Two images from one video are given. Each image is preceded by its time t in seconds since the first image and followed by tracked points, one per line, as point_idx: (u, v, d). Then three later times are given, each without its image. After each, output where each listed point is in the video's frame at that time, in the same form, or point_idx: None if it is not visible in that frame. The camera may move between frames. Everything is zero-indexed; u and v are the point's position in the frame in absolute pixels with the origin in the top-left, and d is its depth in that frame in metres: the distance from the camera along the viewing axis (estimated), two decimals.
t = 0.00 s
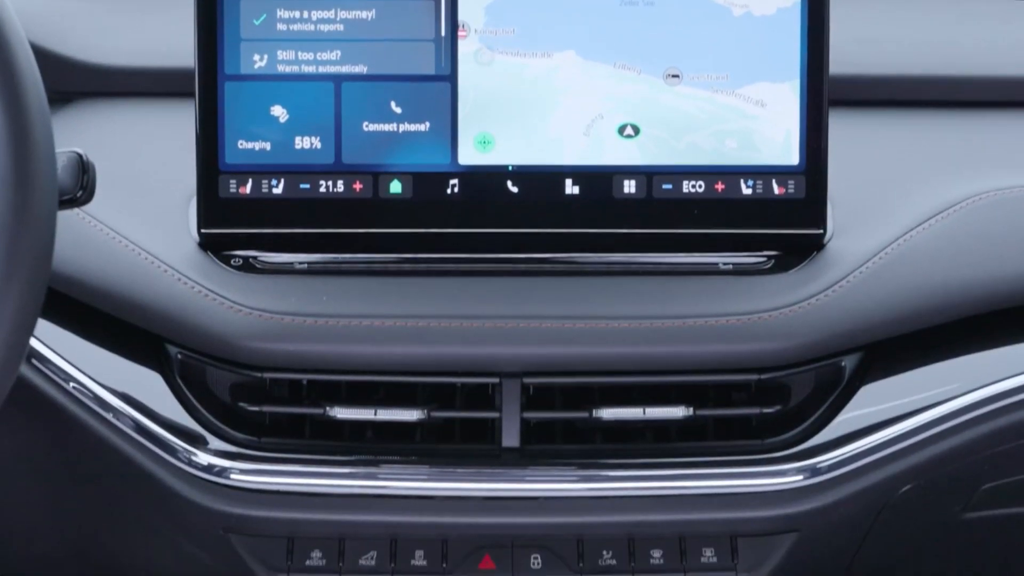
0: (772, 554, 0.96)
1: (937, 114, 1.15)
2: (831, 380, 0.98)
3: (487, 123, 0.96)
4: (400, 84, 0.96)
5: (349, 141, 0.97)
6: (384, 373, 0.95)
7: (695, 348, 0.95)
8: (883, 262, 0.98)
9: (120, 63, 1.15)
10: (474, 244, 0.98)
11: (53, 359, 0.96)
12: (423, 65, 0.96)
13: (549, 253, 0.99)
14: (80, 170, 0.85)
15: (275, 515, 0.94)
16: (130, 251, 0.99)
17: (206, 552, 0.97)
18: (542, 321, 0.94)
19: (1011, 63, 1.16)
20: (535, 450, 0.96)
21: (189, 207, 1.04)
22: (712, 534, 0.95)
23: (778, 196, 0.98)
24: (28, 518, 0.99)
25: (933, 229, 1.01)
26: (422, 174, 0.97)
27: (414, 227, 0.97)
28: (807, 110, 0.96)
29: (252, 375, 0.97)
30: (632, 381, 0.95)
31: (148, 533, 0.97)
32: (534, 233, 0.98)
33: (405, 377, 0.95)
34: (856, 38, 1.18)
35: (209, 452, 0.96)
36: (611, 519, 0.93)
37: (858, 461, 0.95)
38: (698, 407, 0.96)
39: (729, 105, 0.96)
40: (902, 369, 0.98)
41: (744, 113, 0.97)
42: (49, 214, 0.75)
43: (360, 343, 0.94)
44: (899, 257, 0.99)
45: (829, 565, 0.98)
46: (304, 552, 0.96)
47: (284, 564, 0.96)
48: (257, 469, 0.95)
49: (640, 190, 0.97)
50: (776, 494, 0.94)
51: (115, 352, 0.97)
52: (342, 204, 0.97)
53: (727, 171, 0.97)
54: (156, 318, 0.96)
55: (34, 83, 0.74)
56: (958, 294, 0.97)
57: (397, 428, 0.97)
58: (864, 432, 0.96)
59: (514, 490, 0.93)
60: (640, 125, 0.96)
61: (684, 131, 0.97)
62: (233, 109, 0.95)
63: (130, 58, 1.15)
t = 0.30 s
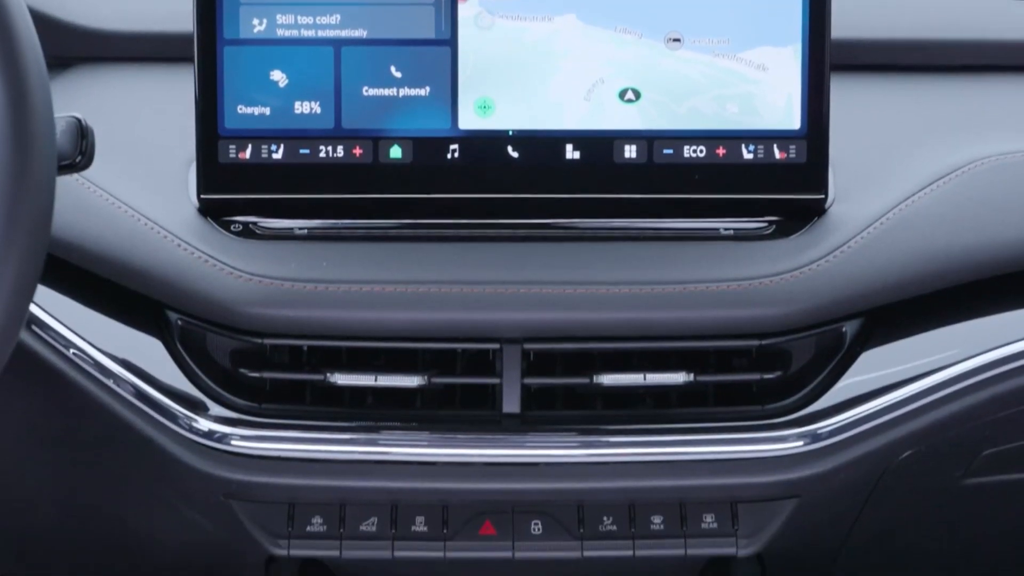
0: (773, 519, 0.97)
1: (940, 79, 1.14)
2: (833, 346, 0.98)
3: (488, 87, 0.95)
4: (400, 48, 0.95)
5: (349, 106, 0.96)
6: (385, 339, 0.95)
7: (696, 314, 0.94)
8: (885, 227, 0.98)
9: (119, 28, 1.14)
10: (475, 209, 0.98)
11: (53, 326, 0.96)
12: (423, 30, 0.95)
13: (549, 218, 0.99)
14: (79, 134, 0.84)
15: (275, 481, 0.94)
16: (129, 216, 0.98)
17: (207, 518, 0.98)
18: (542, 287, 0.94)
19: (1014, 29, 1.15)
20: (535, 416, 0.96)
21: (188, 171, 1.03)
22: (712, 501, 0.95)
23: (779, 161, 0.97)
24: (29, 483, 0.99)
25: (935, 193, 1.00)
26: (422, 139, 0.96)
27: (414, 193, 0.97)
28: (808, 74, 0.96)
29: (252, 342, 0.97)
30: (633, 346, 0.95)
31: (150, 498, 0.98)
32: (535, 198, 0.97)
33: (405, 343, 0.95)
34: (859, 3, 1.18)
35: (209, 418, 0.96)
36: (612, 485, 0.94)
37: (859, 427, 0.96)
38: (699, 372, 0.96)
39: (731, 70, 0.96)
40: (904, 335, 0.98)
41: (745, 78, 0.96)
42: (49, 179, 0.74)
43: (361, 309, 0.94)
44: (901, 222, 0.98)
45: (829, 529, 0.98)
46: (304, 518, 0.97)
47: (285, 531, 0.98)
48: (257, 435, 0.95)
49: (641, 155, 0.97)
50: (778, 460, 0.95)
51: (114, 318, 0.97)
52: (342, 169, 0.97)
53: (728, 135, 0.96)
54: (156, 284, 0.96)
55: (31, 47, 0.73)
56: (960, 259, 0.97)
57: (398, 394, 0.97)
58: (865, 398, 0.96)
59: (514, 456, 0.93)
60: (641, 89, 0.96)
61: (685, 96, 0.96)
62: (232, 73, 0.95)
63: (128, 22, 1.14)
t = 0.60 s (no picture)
0: (775, 490, 0.98)
1: (941, 49, 1.13)
2: (834, 316, 0.98)
3: (488, 57, 0.95)
4: (399, 17, 0.95)
5: (349, 75, 0.95)
6: (385, 308, 0.95)
7: (697, 284, 0.94)
8: (885, 198, 0.97)
9: None
10: (477, 179, 0.97)
11: (53, 297, 0.95)
12: None
13: (549, 188, 0.98)
14: (78, 104, 0.84)
15: (276, 452, 0.95)
16: (128, 186, 0.97)
17: (207, 488, 0.99)
18: (543, 257, 0.94)
19: None
20: (536, 387, 0.96)
21: (188, 142, 1.03)
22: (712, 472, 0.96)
23: (780, 131, 0.96)
24: (31, 454, 0.99)
25: (936, 163, 1.00)
26: (422, 109, 0.95)
27: (415, 163, 0.97)
28: (810, 42, 0.95)
29: (252, 313, 0.96)
30: (634, 317, 0.95)
31: (154, 468, 0.98)
32: (536, 169, 0.97)
33: (405, 313, 0.95)
34: None
35: (210, 389, 0.96)
36: (613, 456, 0.94)
37: (860, 397, 0.96)
38: (699, 343, 0.96)
39: (732, 39, 0.95)
40: (907, 304, 0.97)
41: (747, 47, 0.95)
42: (49, 152, 0.74)
43: (361, 280, 0.94)
44: (903, 190, 0.98)
45: (828, 498, 1.00)
46: (305, 490, 0.98)
47: (286, 502, 0.99)
48: (257, 406, 0.95)
49: (642, 125, 0.96)
50: (779, 431, 0.95)
51: (113, 289, 0.97)
52: (342, 139, 0.96)
53: (729, 105, 0.96)
54: (156, 255, 0.95)
55: (30, 15, 0.72)
56: (966, 228, 0.96)
57: (399, 365, 0.97)
58: (865, 367, 0.96)
59: (515, 427, 0.93)
60: (642, 59, 0.95)
61: (687, 65, 0.95)
62: (231, 43, 0.94)
63: None
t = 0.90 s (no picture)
0: (775, 457, 0.99)
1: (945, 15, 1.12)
2: (835, 283, 0.98)
3: (489, 23, 0.94)
4: None
5: (349, 41, 0.94)
6: (385, 275, 0.95)
7: (698, 250, 0.94)
8: (886, 164, 0.97)
9: None
10: (477, 145, 0.97)
11: (53, 265, 0.95)
12: None
13: (550, 154, 0.97)
14: (77, 71, 0.83)
15: (278, 419, 0.95)
16: (127, 153, 0.96)
17: (206, 454, 0.99)
18: (544, 224, 0.93)
19: None
20: (536, 353, 0.96)
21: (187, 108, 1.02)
22: (712, 438, 0.97)
23: (781, 97, 0.96)
24: (35, 420, 1.00)
25: (937, 129, 0.99)
26: (423, 75, 0.95)
27: (415, 130, 0.96)
28: (812, 7, 0.94)
29: (252, 279, 0.96)
30: (634, 284, 0.95)
31: (158, 433, 0.99)
32: (537, 135, 0.96)
33: (405, 279, 0.95)
34: None
35: (210, 356, 0.96)
36: (613, 423, 0.95)
37: (862, 363, 0.96)
38: (699, 310, 0.96)
39: (734, 4, 0.95)
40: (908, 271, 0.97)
41: (748, 13, 0.95)
42: (50, 118, 0.74)
43: (362, 246, 0.93)
44: (906, 157, 0.97)
45: (828, 463, 1.01)
46: (306, 457, 0.99)
47: (286, 469, 0.99)
48: (257, 373, 0.95)
49: (642, 91, 0.95)
50: (780, 398, 0.95)
51: (112, 256, 0.96)
52: (342, 105, 0.95)
53: (731, 71, 0.95)
54: (155, 222, 0.95)
55: None
56: (968, 195, 0.96)
57: (399, 332, 0.97)
58: (866, 334, 0.96)
59: (516, 395, 0.93)
60: (643, 25, 0.94)
61: (688, 30, 0.94)
62: (230, 9, 0.93)
63: None
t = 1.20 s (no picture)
0: (776, 428, 0.99)
1: None
2: (837, 255, 0.97)
3: None
4: None
5: (349, 12, 0.92)
6: (387, 246, 0.95)
7: (700, 221, 0.94)
8: (889, 134, 0.96)
9: None
10: (477, 117, 0.95)
11: (53, 236, 0.95)
12: None
13: (550, 125, 0.96)
14: (77, 41, 0.82)
15: (278, 390, 0.95)
16: (127, 125, 0.95)
17: (205, 423, 0.99)
18: (543, 195, 0.93)
19: None
20: (537, 325, 0.96)
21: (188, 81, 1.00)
22: (715, 409, 0.97)
23: (782, 69, 0.94)
24: (36, 392, 1.00)
25: (939, 100, 0.97)
26: (423, 46, 0.93)
27: (414, 101, 0.94)
28: None
29: (251, 250, 0.96)
30: (635, 255, 0.95)
31: (160, 405, 0.99)
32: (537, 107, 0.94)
33: (406, 250, 0.95)
34: None
35: (211, 327, 0.96)
36: (614, 394, 0.95)
37: (863, 334, 0.96)
38: (700, 281, 0.96)
39: None
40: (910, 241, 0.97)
41: None
42: (49, 90, 0.74)
43: (364, 218, 0.93)
44: (908, 128, 0.96)
45: (829, 433, 1.01)
46: (306, 429, 0.99)
47: (287, 440, 0.99)
48: (257, 343, 0.95)
49: (644, 62, 0.93)
50: (779, 368, 0.96)
51: (111, 229, 0.96)
52: (342, 77, 0.94)
53: (731, 42, 0.93)
54: (154, 194, 0.95)
55: None
56: (970, 165, 0.95)
57: (400, 303, 0.97)
58: (867, 305, 0.96)
59: (517, 365, 0.94)
60: None
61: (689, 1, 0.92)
62: None
63: None
